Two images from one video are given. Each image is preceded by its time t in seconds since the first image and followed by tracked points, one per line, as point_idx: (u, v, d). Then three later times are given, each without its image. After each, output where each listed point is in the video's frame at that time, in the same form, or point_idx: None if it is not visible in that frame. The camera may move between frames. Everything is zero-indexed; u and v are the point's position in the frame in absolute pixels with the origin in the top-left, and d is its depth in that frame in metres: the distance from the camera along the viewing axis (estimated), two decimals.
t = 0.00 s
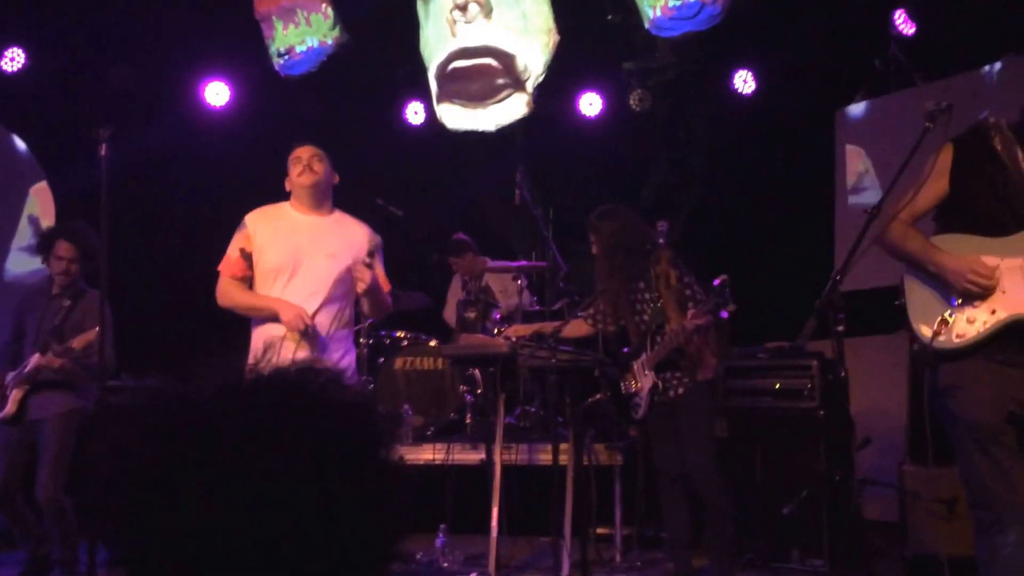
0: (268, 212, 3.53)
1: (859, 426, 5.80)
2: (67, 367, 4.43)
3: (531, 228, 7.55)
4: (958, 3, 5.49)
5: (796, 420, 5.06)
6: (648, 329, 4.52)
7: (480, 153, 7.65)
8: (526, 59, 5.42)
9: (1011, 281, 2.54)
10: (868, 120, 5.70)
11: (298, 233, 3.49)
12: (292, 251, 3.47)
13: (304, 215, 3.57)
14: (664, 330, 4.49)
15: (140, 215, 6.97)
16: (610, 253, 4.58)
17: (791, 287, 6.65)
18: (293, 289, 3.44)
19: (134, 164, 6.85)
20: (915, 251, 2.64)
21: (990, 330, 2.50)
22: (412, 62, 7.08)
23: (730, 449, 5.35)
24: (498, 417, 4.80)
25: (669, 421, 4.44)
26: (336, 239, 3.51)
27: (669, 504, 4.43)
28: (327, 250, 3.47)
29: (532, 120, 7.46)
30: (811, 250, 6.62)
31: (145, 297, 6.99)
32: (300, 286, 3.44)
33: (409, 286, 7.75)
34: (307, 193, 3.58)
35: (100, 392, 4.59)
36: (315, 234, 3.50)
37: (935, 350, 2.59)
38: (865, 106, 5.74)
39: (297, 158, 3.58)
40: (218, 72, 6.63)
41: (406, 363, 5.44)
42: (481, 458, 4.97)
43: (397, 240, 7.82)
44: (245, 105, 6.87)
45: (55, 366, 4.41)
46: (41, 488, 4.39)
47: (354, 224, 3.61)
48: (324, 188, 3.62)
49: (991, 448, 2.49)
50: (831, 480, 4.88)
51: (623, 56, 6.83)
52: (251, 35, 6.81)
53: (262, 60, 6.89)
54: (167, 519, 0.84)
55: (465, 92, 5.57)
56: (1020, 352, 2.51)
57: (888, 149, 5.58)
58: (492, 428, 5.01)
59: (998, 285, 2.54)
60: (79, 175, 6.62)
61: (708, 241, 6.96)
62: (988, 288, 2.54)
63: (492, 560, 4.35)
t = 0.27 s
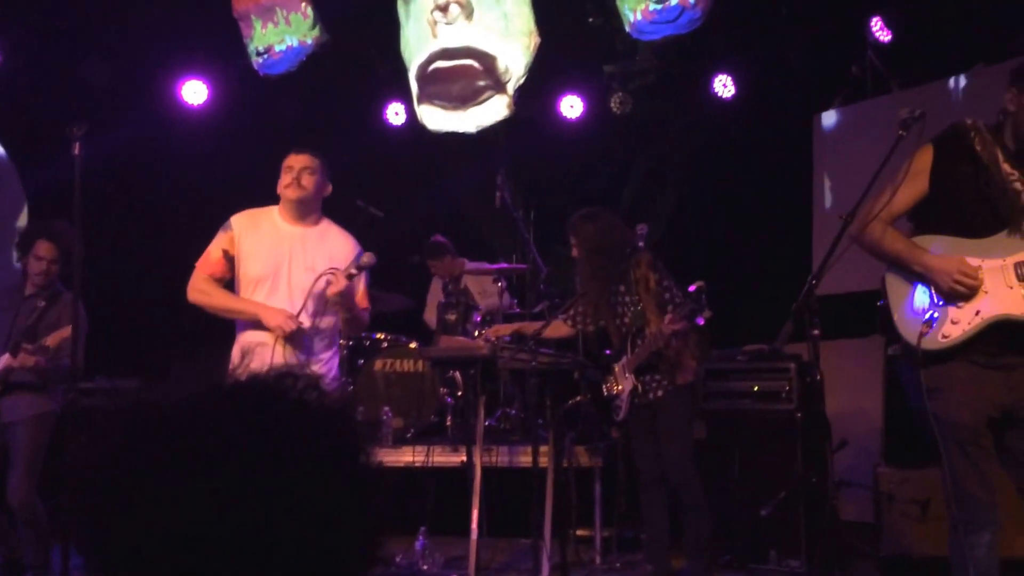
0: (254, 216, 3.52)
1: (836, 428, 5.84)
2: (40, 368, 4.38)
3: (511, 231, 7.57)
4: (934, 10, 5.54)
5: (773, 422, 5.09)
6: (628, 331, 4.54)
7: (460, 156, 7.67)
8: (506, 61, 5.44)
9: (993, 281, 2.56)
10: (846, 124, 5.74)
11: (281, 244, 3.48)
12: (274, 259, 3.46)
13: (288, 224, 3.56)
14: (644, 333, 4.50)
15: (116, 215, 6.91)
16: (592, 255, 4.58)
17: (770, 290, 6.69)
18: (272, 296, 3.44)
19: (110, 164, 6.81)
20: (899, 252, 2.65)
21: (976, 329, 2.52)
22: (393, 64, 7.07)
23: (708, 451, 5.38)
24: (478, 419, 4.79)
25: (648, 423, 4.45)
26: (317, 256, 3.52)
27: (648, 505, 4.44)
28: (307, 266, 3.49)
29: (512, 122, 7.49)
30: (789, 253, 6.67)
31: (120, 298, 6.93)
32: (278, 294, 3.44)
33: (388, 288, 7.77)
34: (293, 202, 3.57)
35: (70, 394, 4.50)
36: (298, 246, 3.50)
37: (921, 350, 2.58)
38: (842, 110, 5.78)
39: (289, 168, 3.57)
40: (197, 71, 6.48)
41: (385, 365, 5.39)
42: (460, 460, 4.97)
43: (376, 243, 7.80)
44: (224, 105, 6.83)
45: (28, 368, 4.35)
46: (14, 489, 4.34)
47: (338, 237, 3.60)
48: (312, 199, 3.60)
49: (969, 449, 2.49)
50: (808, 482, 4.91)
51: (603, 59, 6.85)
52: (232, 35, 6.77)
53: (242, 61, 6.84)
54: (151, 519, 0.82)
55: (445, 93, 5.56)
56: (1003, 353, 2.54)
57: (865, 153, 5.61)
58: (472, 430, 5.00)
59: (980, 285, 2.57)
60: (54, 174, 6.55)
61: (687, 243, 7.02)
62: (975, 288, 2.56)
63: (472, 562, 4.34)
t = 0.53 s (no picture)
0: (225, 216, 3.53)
1: (821, 432, 5.86)
2: (25, 369, 4.30)
3: (497, 234, 7.58)
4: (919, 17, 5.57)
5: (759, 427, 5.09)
6: (613, 335, 4.54)
7: (447, 159, 7.68)
8: (494, 63, 5.43)
9: (980, 279, 2.58)
10: (831, 130, 5.76)
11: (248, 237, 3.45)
12: (241, 251, 3.43)
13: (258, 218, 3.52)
14: (629, 336, 4.50)
15: (101, 216, 6.88)
16: (576, 259, 4.58)
17: (755, 295, 6.72)
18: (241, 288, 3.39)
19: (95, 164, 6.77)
20: (885, 254, 2.65)
21: (964, 327, 2.53)
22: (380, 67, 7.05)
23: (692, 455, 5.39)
24: (463, 422, 4.78)
25: (633, 427, 4.45)
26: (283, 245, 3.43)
27: (632, 509, 4.45)
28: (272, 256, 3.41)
29: (498, 125, 7.50)
30: (774, 258, 6.69)
31: (105, 300, 6.89)
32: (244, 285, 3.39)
33: (374, 290, 7.76)
34: (259, 195, 3.54)
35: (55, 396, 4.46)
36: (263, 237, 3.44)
37: (910, 351, 2.59)
38: (827, 117, 5.80)
39: (253, 162, 3.55)
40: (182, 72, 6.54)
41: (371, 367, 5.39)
42: (446, 463, 4.96)
43: (362, 244, 7.78)
44: (210, 106, 6.81)
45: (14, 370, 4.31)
46: None
47: (310, 228, 3.50)
48: (279, 190, 3.56)
49: (957, 456, 2.50)
50: (793, 486, 4.93)
51: (590, 63, 6.86)
52: (218, 35, 6.74)
53: (228, 62, 6.81)
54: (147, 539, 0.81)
55: (431, 95, 5.54)
56: (990, 355, 2.55)
57: (850, 159, 5.64)
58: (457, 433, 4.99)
59: (966, 283, 2.58)
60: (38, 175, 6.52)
61: (673, 248, 7.04)
62: (958, 285, 2.58)
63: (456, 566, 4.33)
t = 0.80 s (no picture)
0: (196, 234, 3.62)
1: (811, 437, 5.87)
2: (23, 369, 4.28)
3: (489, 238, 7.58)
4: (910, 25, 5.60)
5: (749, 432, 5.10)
6: (603, 339, 4.54)
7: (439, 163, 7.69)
8: (486, 68, 5.44)
9: (965, 290, 2.59)
10: (821, 138, 5.79)
11: (210, 248, 3.52)
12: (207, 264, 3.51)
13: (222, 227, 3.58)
14: (619, 341, 4.50)
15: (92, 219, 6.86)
16: (567, 263, 4.63)
17: (746, 300, 6.73)
18: (209, 303, 3.46)
19: (85, 167, 6.75)
20: (870, 267, 2.68)
21: (948, 338, 2.54)
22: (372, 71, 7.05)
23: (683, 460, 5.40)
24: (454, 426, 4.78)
25: (624, 431, 4.46)
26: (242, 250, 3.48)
27: (622, 513, 4.45)
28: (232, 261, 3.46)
29: (491, 129, 7.51)
30: (766, 264, 6.71)
31: (95, 303, 6.86)
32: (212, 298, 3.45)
33: (366, 294, 7.75)
34: (218, 202, 3.60)
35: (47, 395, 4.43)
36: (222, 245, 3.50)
37: (895, 361, 2.61)
38: (817, 125, 5.83)
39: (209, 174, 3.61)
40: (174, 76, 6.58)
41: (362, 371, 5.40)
42: (437, 467, 4.97)
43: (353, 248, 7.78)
44: (202, 108, 6.80)
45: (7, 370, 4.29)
46: None
47: (269, 229, 3.53)
48: (236, 196, 3.59)
49: (945, 463, 2.50)
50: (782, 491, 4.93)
51: (582, 68, 6.87)
52: (210, 38, 6.73)
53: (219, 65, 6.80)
54: (150, 536, 0.81)
55: (422, 100, 5.55)
56: (978, 364, 2.56)
57: (841, 166, 5.66)
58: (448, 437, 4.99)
59: (951, 295, 2.59)
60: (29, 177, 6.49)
61: (665, 253, 7.05)
62: (943, 297, 2.59)
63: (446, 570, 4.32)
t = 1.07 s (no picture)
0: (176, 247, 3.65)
1: (807, 444, 5.87)
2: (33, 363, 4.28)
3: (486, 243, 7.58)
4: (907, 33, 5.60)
5: (744, 439, 5.10)
6: (599, 345, 4.55)
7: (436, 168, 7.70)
8: (484, 73, 5.45)
9: (957, 298, 2.59)
10: (816, 146, 5.81)
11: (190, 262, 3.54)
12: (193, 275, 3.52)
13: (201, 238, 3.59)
14: (615, 346, 4.51)
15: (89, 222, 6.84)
16: (563, 269, 4.62)
17: (742, 307, 6.74)
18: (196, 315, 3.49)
19: (82, 170, 6.75)
20: (865, 276, 2.69)
21: (942, 346, 2.55)
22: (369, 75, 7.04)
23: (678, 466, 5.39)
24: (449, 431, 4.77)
25: (620, 437, 4.45)
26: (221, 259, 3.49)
27: (617, 518, 4.45)
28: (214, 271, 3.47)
29: (488, 135, 7.52)
30: (761, 270, 6.72)
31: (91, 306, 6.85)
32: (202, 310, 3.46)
33: (362, 298, 7.75)
34: (192, 215, 3.60)
35: (46, 393, 4.44)
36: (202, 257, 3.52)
37: (889, 370, 2.62)
38: (811, 134, 5.85)
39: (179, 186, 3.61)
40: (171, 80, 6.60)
41: (356, 375, 5.48)
42: (431, 473, 4.95)
43: (350, 252, 7.78)
44: (199, 112, 6.80)
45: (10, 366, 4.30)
46: None
47: (245, 232, 3.53)
48: (210, 205, 3.60)
49: (941, 467, 2.51)
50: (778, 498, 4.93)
51: (578, 74, 6.88)
52: (207, 42, 6.72)
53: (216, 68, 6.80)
54: (154, 541, 0.81)
55: (420, 104, 5.56)
56: (973, 370, 2.57)
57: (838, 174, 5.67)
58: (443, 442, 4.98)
59: (944, 304, 2.60)
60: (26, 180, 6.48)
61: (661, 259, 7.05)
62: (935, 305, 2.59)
63: None
